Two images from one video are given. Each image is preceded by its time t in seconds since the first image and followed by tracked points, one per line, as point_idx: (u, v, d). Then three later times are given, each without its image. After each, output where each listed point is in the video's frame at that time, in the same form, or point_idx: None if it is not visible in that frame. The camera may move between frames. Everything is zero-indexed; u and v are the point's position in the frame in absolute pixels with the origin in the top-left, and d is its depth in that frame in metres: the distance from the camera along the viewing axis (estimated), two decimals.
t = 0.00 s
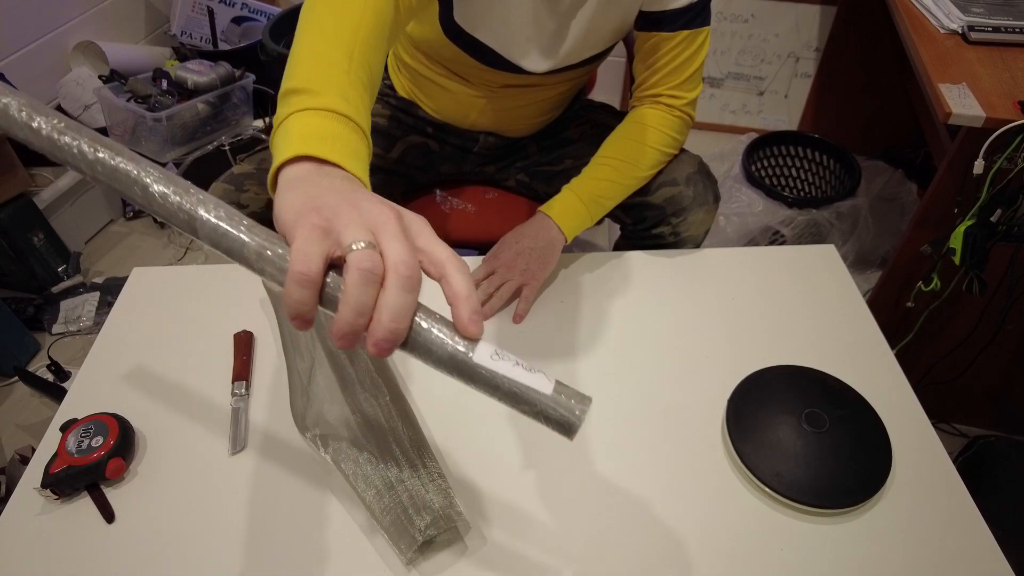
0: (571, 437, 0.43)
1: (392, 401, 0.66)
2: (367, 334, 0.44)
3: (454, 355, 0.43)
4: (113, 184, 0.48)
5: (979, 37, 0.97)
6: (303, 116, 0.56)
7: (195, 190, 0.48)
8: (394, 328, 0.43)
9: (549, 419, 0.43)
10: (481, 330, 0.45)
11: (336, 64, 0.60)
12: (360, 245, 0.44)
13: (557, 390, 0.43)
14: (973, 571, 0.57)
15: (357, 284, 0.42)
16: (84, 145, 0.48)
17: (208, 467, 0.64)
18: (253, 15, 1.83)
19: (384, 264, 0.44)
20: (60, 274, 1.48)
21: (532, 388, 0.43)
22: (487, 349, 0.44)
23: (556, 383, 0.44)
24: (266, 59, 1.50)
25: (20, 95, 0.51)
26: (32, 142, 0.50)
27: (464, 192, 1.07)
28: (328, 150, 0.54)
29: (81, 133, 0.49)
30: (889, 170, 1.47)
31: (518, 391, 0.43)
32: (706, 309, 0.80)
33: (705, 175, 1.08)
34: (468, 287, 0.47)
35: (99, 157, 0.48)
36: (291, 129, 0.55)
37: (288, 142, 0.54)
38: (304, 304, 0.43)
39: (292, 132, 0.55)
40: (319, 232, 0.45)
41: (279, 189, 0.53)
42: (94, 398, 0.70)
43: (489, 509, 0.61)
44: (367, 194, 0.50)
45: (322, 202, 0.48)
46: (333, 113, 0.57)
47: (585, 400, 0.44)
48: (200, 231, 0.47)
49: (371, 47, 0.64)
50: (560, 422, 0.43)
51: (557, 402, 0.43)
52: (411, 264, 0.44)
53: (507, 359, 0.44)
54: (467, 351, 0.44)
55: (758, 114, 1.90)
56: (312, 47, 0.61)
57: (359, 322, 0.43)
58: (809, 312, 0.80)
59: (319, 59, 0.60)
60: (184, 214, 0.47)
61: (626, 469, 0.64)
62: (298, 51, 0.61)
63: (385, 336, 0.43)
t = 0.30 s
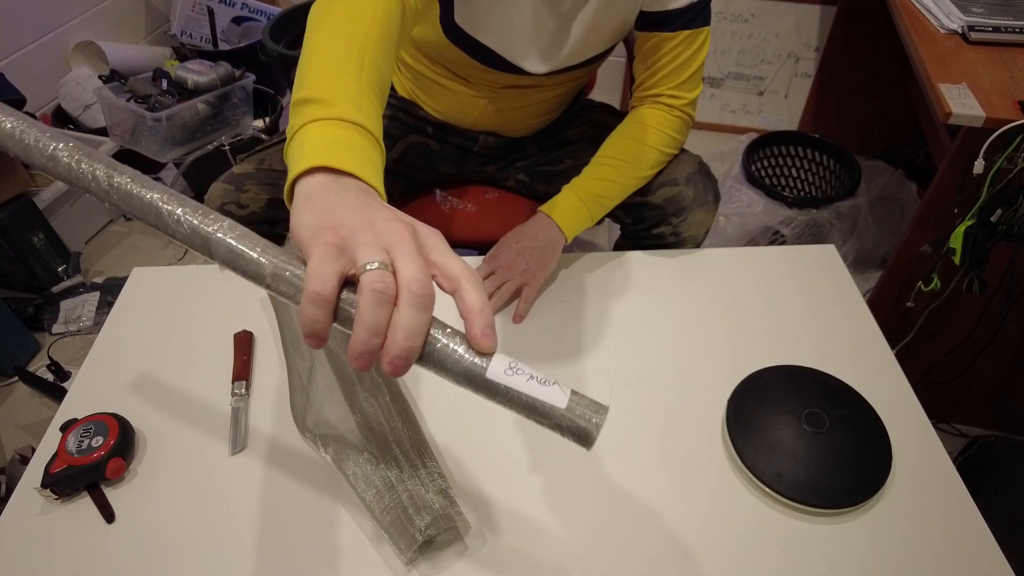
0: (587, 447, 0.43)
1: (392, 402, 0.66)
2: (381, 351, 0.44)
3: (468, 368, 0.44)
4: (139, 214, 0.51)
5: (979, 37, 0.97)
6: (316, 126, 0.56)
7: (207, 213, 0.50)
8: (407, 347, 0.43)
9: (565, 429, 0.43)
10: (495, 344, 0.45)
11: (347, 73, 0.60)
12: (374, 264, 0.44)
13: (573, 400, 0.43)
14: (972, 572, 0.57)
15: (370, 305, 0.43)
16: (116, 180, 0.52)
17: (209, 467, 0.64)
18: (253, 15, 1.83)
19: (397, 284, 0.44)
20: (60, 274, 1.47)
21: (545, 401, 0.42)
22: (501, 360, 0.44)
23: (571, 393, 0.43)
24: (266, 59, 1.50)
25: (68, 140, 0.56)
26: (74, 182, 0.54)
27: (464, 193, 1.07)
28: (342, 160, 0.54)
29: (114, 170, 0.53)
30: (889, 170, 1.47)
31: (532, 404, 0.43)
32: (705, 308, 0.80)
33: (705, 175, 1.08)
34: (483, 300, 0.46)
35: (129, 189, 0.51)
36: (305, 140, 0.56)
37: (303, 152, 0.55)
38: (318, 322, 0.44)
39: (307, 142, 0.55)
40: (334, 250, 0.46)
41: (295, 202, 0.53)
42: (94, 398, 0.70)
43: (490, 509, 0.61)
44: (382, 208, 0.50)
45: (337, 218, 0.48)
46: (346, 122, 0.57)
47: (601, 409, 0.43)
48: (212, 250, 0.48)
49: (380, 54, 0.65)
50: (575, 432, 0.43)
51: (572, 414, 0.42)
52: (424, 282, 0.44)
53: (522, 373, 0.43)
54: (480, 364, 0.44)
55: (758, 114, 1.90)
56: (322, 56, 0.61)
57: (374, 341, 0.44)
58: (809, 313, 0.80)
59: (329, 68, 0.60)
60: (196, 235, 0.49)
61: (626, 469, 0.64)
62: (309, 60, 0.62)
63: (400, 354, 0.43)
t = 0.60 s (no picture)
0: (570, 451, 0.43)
1: (392, 401, 0.66)
2: (360, 357, 0.44)
3: (448, 373, 0.44)
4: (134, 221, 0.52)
5: (979, 37, 0.97)
6: (315, 122, 0.56)
7: (201, 219, 0.50)
8: (384, 354, 0.43)
9: (548, 433, 0.42)
10: (475, 349, 0.44)
11: (346, 69, 0.60)
12: (351, 270, 0.44)
13: (555, 405, 0.42)
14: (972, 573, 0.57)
15: (345, 313, 0.43)
16: (114, 189, 0.53)
17: (208, 467, 0.64)
18: (253, 15, 1.83)
19: (374, 290, 0.44)
20: (60, 274, 1.47)
21: (527, 406, 0.42)
22: (483, 363, 0.44)
23: (554, 398, 0.43)
24: (266, 59, 1.50)
25: (69, 150, 0.57)
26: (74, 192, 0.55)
27: (464, 193, 1.07)
28: (340, 157, 0.54)
29: (112, 179, 0.54)
30: (889, 170, 1.47)
31: (515, 409, 0.43)
32: (704, 308, 0.80)
33: (705, 174, 1.08)
34: (466, 303, 0.45)
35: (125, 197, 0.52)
36: (303, 135, 0.56)
37: (302, 149, 0.55)
38: (298, 328, 0.44)
39: (306, 138, 0.55)
40: (316, 254, 0.46)
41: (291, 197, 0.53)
42: (93, 398, 0.70)
43: (489, 509, 0.61)
44: (370, 208, 0.50)
45: (322, 219, 0.48)
46: (343, 118, 0.57)
47: (587, 413, 0.43)
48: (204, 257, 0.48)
49: (380, 53, 0.65)
50: (559, 437, 0.42)
51: (554, 417, 0.42)
52: (401, 288, 0.44)
53: (503, 378, 0.43)
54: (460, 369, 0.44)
55: (758, 114, 1.90)
56: (322, 53, 0.61)
57: (353, 348, 0.44)
58: (809, 313, 0.80)
59: (329, 64, 0.60)
60: (188, 241, 0.49)
61: (626, 469, 0.64)
62: (308, 56, 0.62)
63: (377, 361, 0.43)
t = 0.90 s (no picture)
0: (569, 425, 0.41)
1: (392, 401, 0.66)
2: (348, 345, 0.45)
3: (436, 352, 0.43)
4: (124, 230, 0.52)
5: (979, 37, 0.97)
6: (307, 115, 0.56)
7: (188, 223, 0.50)
8: (369, 340, 0.43)
9: (543, 408, 0.41)
10: (461, 328, 0.44)
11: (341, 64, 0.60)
12: (334, 259, 0.44)
13: (548, 377, 0.41)
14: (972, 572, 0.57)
15: (328, 302, 0.43)
16: (94, 199, 0.53)
17: (208, 467, 0.64)
18: (253, 15, 1.83)
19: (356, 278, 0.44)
20: (60, 274, 1.47)
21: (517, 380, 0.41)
22: (469, 342, 0.43)
23: (546, 370, 0.41)
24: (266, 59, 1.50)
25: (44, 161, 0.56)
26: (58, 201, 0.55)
27: (464, 192, 1.07)
28: (333, 149, 0.54)
29: (90, 186, 0.53)
30: (889, 170, 1.47)
31: (505, 385, 0.41)
32: (704, 308, 0.80)
33: (706, 174, 1.08)
34: (451, 282, 0.45)
35: (107, 207, 0.52)
36: (296, 128, 0.56)
37: (295, 140, 0.55)
38: (285, 321, 0.45)
39: (298, 131, 0.55)
40: (301, 246, 0.46)
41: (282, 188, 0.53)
42: (93, 398, 0.70)
43: (489, 509, 0.61)
44: (355, 196, 0.50)
45: (307, 211, 0.48)
46: (337, 110, 0.57)
47: (581, 384, 0.41)
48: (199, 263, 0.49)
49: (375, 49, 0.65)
50: (556, 410, 0.41)
51: (548, 390, 0.41)
52: (383, 273, 0.44)
53: (491, 354, 0.42)
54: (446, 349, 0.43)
55: (758, 114, 1.90)
56: (317, 47, 0.61)
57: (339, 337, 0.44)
58: (807, 313, 0.80)
59: (324, 58, 0.60)
60: (181, 248, 0.49)
61: (625, 470, 0.64)
62: (303, 49, 0.62)
63: (363, 348, 0.44)
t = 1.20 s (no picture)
0: (583, 404, 0.43)
1: (392, 402, 0.66)
2: (362, 339, 0.45)
3: (447, 343, 0.44)
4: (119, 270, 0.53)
5: (979, 37, 0.97)
6: (308, 122, 0.56)
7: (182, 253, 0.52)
8: (387, 331, 0.44)
9: (557, 390, 0.42)
10: (474, 318, 0.46)
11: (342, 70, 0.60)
12: (351, 255, 0.44)
13: (558, 359, 0.42)
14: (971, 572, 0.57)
15: (347, 297, 0.44)
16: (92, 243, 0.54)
17: (209, 468, 0.64)
18: (253, 15, 1.83)
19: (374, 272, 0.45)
20: (60, 274, 1.47)
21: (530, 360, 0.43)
22: (480, 331, 0.45)
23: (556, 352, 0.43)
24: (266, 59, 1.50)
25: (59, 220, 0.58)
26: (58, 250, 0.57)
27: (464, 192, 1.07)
28: (334, 156, 0.54)
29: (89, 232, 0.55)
30: (890, 170, 1.47)
31: (519, 368, 0.43)
32: (704, 308, 0.80)
33: (706, 173, 1.08)
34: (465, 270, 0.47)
35: (113, 251, 0.53)
36: (298, 135, 0.56)
37: (297, 148, 0.55)
38: (299, 319, 0.44)
39: (299, 138, 0.55)
40: (314, 244, 0.46)
41: (286, 195, 0.53)
42: (93, 399, 0.70)
43: (490, 509, 0.61)
44: (363, 193, 0.51)
45: (318, 209, 0.49)
46: (337, 117, 0.57)
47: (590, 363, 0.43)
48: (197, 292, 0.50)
49: (377, 56, 0.65)
50: (569, 391, 0.42)
51: (561, 372, 0.42)
52: (402, 265, 0.45)
53: (499, 338, 0.44)
54: (459, 340, 0.44)
55: (758, 114, 1.90)
56: (318, 52, 0.61)
57: (354, 332, 0.45)
58: (807, 313, 0.80)
59: (326, 63, 0.60)
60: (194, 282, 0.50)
61: (625, 472, 0.64)
62: (304, 55, 0.62)
63: (380, 339, 0.44)
